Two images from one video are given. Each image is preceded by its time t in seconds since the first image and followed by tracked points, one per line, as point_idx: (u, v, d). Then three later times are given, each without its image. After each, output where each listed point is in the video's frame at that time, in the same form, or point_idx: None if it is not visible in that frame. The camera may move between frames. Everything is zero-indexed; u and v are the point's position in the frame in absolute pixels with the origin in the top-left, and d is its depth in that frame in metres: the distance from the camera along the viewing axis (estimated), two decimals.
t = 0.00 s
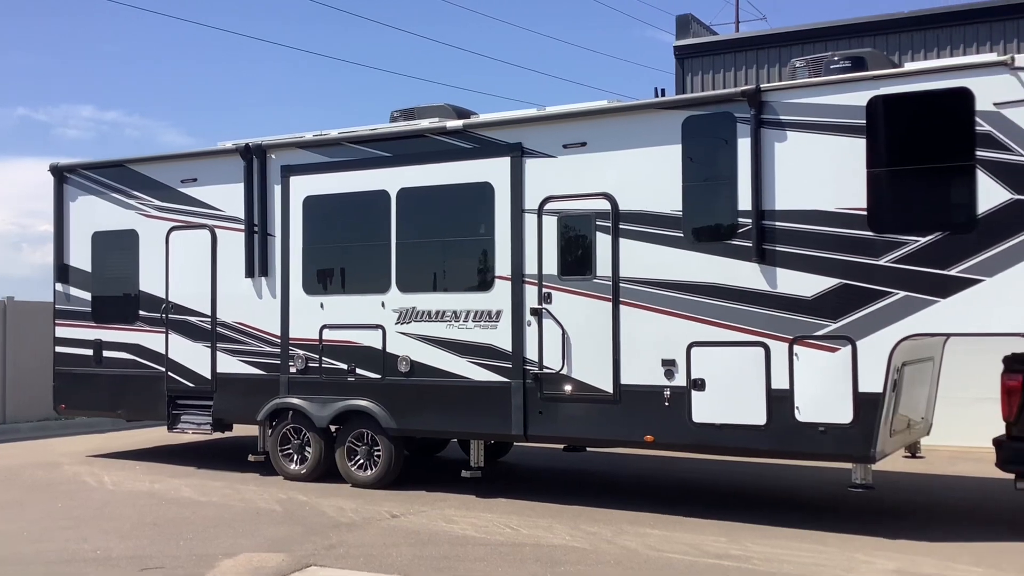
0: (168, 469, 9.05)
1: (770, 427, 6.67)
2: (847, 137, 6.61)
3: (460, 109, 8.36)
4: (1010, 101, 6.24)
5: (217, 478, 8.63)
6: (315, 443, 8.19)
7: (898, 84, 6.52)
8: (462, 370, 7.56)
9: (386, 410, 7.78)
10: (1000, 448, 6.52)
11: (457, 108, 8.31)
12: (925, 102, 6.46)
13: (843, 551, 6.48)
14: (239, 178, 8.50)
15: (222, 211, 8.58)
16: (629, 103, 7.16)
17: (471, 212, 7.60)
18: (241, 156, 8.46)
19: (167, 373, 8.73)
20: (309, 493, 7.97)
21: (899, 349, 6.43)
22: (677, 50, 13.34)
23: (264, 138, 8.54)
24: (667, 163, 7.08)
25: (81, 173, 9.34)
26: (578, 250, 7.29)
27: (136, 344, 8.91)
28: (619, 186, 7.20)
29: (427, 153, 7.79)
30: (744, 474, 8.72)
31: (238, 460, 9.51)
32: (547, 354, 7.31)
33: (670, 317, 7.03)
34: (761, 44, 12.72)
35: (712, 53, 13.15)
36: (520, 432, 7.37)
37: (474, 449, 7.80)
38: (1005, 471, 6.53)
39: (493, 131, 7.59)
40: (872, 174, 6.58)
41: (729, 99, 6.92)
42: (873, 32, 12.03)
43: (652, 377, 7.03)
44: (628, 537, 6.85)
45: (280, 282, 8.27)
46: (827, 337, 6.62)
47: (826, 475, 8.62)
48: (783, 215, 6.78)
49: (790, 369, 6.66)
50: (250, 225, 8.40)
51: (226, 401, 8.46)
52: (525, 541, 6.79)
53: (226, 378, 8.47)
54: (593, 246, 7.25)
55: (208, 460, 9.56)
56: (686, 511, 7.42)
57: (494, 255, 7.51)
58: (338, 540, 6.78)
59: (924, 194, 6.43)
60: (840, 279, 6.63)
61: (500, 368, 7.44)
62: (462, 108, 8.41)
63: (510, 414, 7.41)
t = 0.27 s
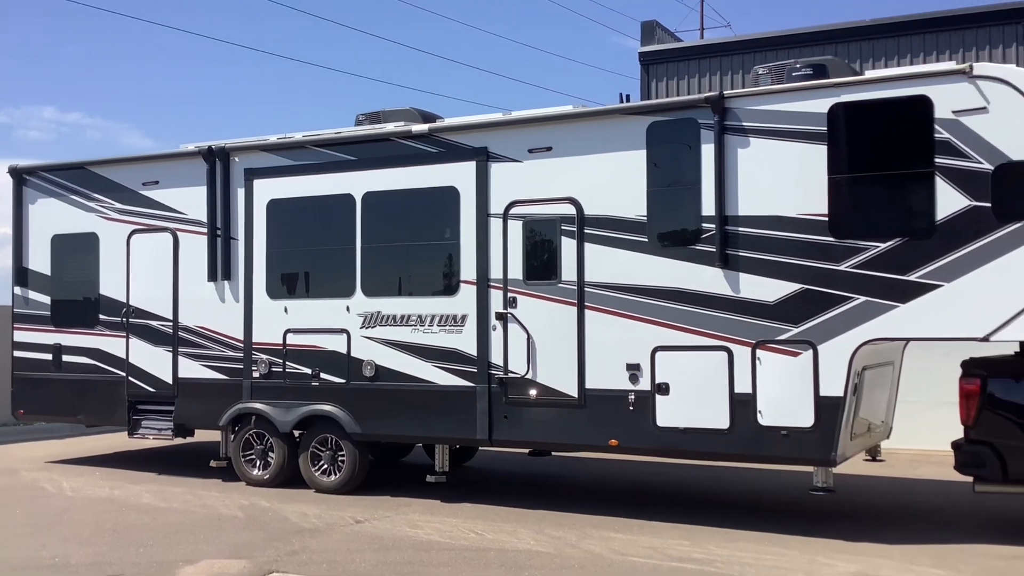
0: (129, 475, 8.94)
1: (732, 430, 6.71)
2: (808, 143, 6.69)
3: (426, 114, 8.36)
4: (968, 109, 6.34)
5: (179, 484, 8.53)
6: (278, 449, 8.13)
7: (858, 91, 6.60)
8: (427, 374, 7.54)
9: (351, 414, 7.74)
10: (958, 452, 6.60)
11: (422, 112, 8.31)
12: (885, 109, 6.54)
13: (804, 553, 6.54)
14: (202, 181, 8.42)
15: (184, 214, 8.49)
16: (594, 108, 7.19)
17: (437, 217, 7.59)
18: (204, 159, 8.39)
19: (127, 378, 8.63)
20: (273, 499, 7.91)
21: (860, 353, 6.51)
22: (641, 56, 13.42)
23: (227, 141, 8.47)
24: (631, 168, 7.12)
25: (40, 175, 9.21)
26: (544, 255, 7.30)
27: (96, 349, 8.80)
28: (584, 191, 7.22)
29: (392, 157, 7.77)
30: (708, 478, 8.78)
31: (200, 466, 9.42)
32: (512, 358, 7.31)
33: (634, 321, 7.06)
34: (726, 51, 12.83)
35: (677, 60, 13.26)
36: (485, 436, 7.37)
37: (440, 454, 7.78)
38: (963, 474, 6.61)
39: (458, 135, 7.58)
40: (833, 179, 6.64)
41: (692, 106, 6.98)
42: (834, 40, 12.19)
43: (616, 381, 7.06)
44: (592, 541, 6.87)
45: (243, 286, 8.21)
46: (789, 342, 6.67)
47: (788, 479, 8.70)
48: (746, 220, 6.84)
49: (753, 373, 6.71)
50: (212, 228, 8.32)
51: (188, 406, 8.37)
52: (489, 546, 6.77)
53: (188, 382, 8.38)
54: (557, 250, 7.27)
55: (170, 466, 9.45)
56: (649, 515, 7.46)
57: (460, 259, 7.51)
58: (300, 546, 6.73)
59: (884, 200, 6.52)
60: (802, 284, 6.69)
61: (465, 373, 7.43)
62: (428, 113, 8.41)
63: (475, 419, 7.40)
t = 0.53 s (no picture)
0: (90, 480, 8.82)
1: (697, 433, 6.74)
2: (772, 148, 6.74)
3: (393, 116, 8.34)
4: (928, 116, 6.41)
5: (141, 488, 8.43)
6: (241, 453, 8.08)
7: (821, 97, 6.67)
8: (393, 378, 7.52)
9: (316, 418, 7.71)
10: (919, 454, 6.66)
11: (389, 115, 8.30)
12: (847, 115, 6.61)
13: (768, 555, 6.58)
14: (165, 182, 8.34)
15: (147, 216, 8.41)
16: (560, 112, 7.20)
17: (404, 219, 7.57)
18: (168, 160, 8.31)
19: (89, 381, 8.52)
20: (236, 503, 7.85)
21: (823, 356, 6.56)
22: (608, 60, 13.46)
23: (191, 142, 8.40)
24: (596, 172, 7.14)
25: None
26: (510, 258, 7.30)
27: (57, 352, 8.69)
28: (550, 194, 7.24)
29: (358, 159, 7.74)
30: (673, 480, 8.82)
31: (164, 470, 9.31)
32: (478, 362, 7.31)
33: (600, 324, 7.08)
34: (691, 56, 12.92)
35: (644, 64, 13.32)
36: (451, 439, 7.35)
37: (405, 457, 7.76)
38: (924, 476, 6.69)
39: (424, 138, 7.57)
40: (796, 184, 6.69)
41: (658, 110, 7.01)
42: (798, 46, 12.31)
43: (582, 384, 7.07)
44: (557, 544, 6.86)
45: (207, 288, 8.14)
46: (753, 345, 6.72)
47: (753, 481, 8.77)
48: (711, 224, 6.87)
49: (717, 376, 6.75)
50: (175, 230, 8.24)
51: (151, 409, 8.29)
52: (454, 549, 6.75)
53: (151, 386, 8.29)
54: (524, 254, 7.27)
55: (131, 470, 9.34)
56: (615, 518, 7.48)
57: (426, 262, 7.49)
58: (264, 551, 6.67)
59: (847, 205, 6.57)
60: (766, 288, 6.74)
61: (431, 376, 7.42)
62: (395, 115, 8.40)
63: (441, 422, 7.38)
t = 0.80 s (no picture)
0: (52, 485, 8.69)
1: (663, 436, 6.76)
2: (738, 152, 6.78)
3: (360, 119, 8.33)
4: (891, 121, 6.48)
5: (104, 493, 8.32)
6: (206, 457, 8.01)
7: (786, 102, 6.72)
8: (360, 381, 7.48)
9: (282, 422, 7.66)
10: (882, 456, 6.73)
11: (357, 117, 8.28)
12: (812, 120, 6.67)
13: (734, 557, 6.60)
14: (129, 183, 8.26)
15: (111, 218, 8.32)
16: (528, 115, 7.21)
17: (371, 222, 7.54)
18: (132, 161, 8.22)
19: (51, 385, 8.42)
20: (201, 508, 7.77)
21: (788, 359, 6.62)
22: (575, 64, 13.48)
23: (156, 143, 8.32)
24: (563, 175, 7.15)
25: None
26: (478, 260, 7.30)
27: (19, 355, 8.59)
28: (518, 197, 7.24)
29: (325, 161, 7.71)
30: (640, 483, 8.85)
31: (127, 475, 9.20)
32: (446, 364, 7.29)
33: (568, 327, 7.08)
34: (658, 60, 12.98)
35: (612, 68, 13.36)
36: (418, 443, 7.33)
37: (373, 460, 7.72)
38: (887, 477, 6.76)
39: (392, 140, 7.55)
40: (762, 189, 6.74)
41: (625, 114, 7.04)
42: (764, 51, 12.42)
43: (549, 387, 7.08)
44: (524, 547, 6.85)
45: (171, 291, 8.06)
46: (719, 348, 6.76)
47: (719, 483, 8.81)
48: (678, 228, 6.91)
49: (684, 379, 6.78)
50: (139, 231, 8.16)
51: (115, 413, 8.19)
52: (421, 553, 6.71)
53: (115, 389, 8.20)
54: (491, 256, 7.27)
55: (95, 475, 9.23)
56: (582, 520, 7.48)
57: (394, 264, 7.47)
58: (229, 555, 6.60)
59: (811, 209, 6.63)
60: (732, 291, 6.78)
61: (398, 379, 7.39)
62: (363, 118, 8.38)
63: (408, 425, 7.36)
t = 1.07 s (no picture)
0: (10, 492, 8.56)
1: (628, 439, 6.78)
2: (701, 157, 6.83)
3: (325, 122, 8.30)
4: (852, 126, 6.55)
5: (64, 500, 8.21)
6: (167, 462, 7.93)
7: (749, 107, 6.78)
8: (325, 385, 7.45)
9: (244, 427, 7.60)
10: (844, 458, 6.79)
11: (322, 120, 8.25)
12: (774, 125, 6.72)
13: (698, 559, 6.63)
14: (90, 185, 8.17)
15: (71, 220, 8.23)
16: (493, 119, 7.21)
17: (336, 225, 7.50)
18: (92, 163, 8.13)
19: (9, 389, 8.34)
20: (163, 514, 7.69)
21: (751, 362, 6.66)
22: (541, 67, 13.50)
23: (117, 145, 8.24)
24: (528, 178, 7.16)
25: None
26: (444, 264, 7.28)
27: None
28: (483, 201, 7.24)
29: (289, 164, 7.66)
30: (605, 486, 8.87)
31: (88, 481, 9.08)
32: (410, 368, 7.27)
33: (533, 331, 7.09)
34: (624, 65, 13.05)
35: (577, 72, 13.39)
36: (383, 447, 7.31)
37: (337, 465, 7.69)
38: (849, 479, 6.82)
39: (356, 143, 7.53)
40: (725, 193, 6.77)
41: (590, 118, 7.06)
42: (727, 56, 12.52)
43: (514, 390, 7.08)
44: (489, 551, 6.83)
45: (132, 294, 7.97)
46: (683, 351, 6.78)
47: (684, 486, 8.86)
48: (643, 232, 6.94)
49: (648, 382, 6.81)
50: (100, 234, 8.07)
51: (75, 418, 8.09)
52: (386, 558, 6.67)
53: (75, 394, 8.10)
54: (456, 260, 7.26)
55: (55, 481, 9.10)
56: (546, 524, 7.49)
57: (358, 268, 7.44)
58: (190, 562, 6.52)
59: (773, 214, 6.69)
60: (696, 295, 6.82)
61: (363, 383, 7.36)
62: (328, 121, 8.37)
63: (372, 430, 7.33)
